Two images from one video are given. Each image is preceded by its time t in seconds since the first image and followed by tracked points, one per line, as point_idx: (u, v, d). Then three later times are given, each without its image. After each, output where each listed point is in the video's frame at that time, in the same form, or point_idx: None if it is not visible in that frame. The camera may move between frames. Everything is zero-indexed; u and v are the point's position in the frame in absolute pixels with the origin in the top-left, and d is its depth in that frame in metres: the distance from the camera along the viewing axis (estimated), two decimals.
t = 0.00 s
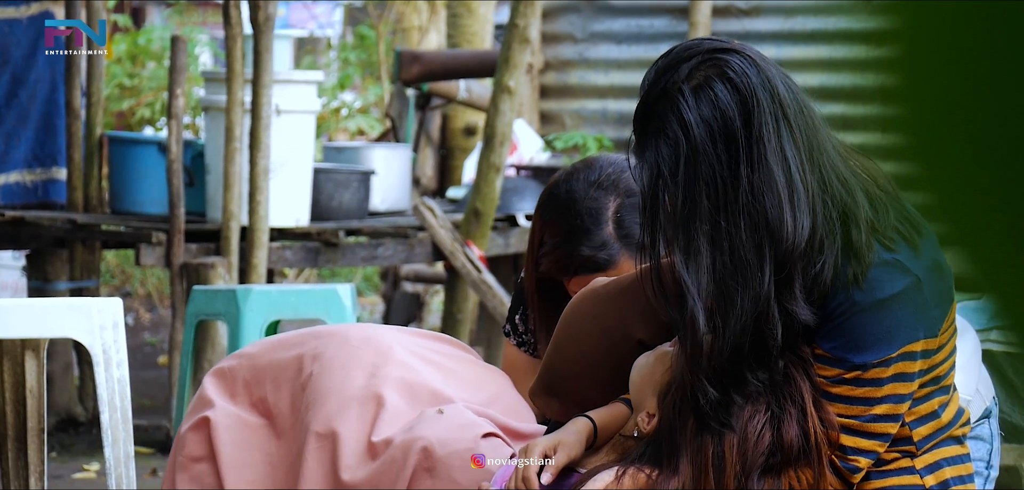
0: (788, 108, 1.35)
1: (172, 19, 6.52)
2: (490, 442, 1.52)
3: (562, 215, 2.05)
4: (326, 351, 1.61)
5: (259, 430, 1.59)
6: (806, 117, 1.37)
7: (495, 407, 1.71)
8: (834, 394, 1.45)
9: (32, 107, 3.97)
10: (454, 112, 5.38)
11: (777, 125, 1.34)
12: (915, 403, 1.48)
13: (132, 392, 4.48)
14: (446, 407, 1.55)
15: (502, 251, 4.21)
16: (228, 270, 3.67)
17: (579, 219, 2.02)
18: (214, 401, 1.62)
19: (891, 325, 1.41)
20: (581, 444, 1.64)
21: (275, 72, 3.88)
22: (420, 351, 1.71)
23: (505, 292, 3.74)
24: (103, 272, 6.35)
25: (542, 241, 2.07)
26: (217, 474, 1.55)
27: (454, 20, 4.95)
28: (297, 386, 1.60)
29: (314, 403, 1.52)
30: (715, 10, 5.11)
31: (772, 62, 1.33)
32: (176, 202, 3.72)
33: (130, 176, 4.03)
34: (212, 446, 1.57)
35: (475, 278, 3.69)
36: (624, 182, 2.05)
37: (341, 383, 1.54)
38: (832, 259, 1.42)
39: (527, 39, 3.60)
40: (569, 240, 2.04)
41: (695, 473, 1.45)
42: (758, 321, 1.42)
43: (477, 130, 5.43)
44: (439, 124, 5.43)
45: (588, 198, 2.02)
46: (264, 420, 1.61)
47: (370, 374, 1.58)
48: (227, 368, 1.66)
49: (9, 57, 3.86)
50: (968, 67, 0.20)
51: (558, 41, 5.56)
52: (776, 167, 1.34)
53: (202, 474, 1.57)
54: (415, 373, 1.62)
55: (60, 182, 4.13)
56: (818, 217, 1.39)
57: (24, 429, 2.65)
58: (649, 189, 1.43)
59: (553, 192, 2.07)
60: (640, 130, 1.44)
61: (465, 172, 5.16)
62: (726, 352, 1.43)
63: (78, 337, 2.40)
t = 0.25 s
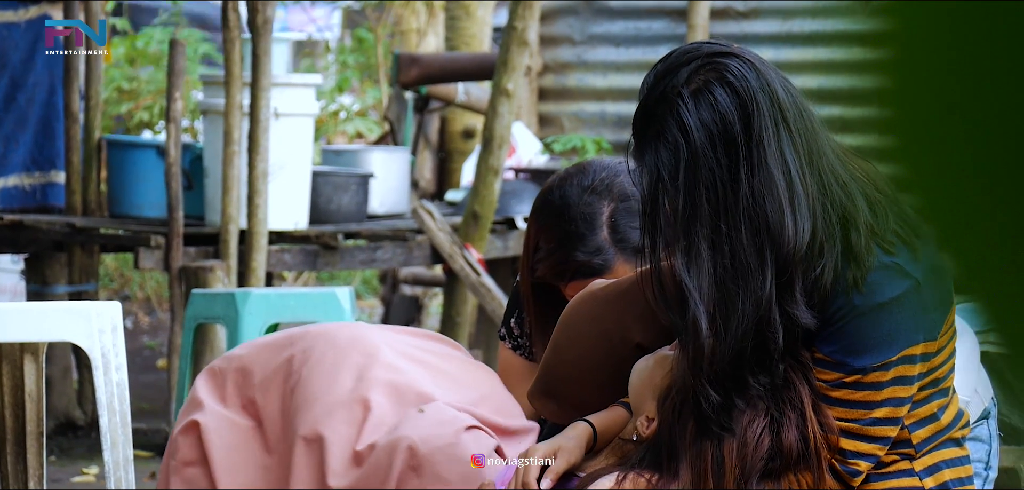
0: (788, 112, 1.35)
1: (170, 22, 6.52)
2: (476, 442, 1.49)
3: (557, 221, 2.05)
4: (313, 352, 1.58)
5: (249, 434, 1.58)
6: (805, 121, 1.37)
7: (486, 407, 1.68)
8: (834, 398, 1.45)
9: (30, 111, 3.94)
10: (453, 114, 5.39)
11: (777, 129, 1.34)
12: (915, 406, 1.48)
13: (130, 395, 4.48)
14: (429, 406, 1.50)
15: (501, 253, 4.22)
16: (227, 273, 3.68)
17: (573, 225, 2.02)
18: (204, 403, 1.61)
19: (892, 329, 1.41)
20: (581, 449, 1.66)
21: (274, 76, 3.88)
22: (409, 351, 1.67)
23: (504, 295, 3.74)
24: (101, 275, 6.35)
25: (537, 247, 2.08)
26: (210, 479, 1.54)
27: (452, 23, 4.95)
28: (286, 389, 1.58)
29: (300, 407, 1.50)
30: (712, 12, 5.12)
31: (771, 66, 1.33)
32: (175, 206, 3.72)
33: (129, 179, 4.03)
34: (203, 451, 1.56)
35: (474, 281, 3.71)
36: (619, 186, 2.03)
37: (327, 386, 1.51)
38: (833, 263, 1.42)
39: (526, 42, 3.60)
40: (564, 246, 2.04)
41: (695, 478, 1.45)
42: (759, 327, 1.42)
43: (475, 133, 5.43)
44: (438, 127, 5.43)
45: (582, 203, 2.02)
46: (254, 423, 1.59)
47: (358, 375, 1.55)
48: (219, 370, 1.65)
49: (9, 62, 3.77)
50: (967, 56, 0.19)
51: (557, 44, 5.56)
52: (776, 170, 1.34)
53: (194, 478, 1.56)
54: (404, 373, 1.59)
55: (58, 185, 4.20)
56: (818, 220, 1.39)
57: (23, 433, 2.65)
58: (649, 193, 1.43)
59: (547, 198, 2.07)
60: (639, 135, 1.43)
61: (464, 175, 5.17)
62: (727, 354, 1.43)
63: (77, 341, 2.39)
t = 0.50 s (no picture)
0: (784, 116, 1.35)
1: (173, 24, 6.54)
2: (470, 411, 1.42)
3: (555, 222, 2.05)
4: (290, 331, 1.49)
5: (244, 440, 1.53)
6: (802, 125, 1.37)
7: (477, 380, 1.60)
8: (836, 400, 1.44)
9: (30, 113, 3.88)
10: (455, 117, 5.40)
11: (774, 133, 1.34)
12: (916, 407, 1.47)
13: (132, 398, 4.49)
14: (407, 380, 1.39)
15: (503, 256, 4.22)
16: (229, 276, 3.68)
17: (571, 225, 2.02)
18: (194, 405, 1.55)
19: (893, 331, 1.40)
20: (585, 452, 1.66)
21: (276, 78, 3.88)
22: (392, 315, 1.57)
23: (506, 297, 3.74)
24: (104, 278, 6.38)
25: (536, 249, 2.08)
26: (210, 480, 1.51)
27: (454, 25, 4.95)
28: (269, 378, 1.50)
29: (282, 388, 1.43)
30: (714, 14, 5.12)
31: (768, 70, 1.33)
32: (177, 209, 3.72)
33: (131, 182, 4.02)
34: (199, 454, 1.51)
35: (476, 284, 3.69)
36: (617, 185, 2.00)
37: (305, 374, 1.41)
38: (832, 265, 1.41)
39: (527, 45, 3.60)
40: (563, 246, 2.04)
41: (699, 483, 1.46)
42: (759, 331, 1.42)
43: (477, 135, 5.44)
44: (439, 129, 5.45)
45: (580, 203, 2.00)
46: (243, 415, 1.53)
47: (338, 351, 1.45)
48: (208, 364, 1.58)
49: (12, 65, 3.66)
50: (966, 53, 0.19)
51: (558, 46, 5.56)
52: (774, 175, 1.34)
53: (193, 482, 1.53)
54: (387, 340, 1.45)
55: (60, 187, 4.23)
56: (817, 223, 1.39)
57: (26, 436, 2.66)
58: (648, 198, 1.42)
59: (544, 199, 2.06)
60: (636, 140, 1.43)
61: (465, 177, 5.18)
62: (727, 361, 1.42)
63: (80, 344, 2.38)
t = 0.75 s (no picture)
0: (787, 112, 1.36)
1: (175, 25, 6.53)
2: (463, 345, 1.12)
3: (558, 214, 2.05)
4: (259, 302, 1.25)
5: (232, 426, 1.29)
6: (805, 122, 1.38)
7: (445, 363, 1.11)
8: (840, 396, 1.43)
9: (34, 116, 3.85)
10: (457, 118, 5.39)
11: (776, 129, 1.35)
12: (920, 406, 1.47)
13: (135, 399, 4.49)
14: (374, 312, 1.08)
15: (506, 256, 4.22)
16: (232, 277, 3.68)
17: (574, 216, 2.02)
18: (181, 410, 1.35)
19: (898, 327, 1.40)
20: (588, 450, 1.66)
21: (278, 79, 3.87)
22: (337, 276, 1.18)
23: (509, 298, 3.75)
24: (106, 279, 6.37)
25: (540, 240, 2.08)
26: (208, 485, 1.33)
27: (456, 26, 4.94)
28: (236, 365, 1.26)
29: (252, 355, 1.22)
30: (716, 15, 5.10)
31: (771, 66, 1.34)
32: (179, 210, 3.72)
33: (134, 182, 4.03)
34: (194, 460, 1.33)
35: (478, 285, 3.70)
36: (619, 178, 2.01)
37: (273, 328, 1.21)
38: (836, 262, 1.41)
39: (530, 46, 3.59)
40: (567, 239, 2.04)
41: (702, 480, 1.45)
42: (760, 325, 1.42)
43: (479, 136, 5.44)
44: (442, 130, 5.44)
45: (582, 195, 2.01)
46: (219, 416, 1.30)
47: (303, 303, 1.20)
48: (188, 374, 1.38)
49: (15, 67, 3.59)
50: (973, 58, 0.20)
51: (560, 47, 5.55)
52: (776, 170, 1.35)
53: None
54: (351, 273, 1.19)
55: (62, 188, 4.21)
56: (819, 219, 1.39)
57: (28, 437, 2.65)
58: (650, 193, 1.42)
59: (549, 192, 2.07)
60: (639, 136, 1.43)
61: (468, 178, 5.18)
62: (728, 355, 1.42)
63: (82, 345, 2.39)
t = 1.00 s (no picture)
0: (800, 106, 1.36)
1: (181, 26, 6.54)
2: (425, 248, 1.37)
3: (569, 201, 2.04)
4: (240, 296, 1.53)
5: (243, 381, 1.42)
6: (817, 116, 1.38)
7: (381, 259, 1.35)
8: (851, 393, 1.42)
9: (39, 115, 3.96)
10: (463, 118, 5.39)
11: (789, 122, 1.35)
12: (928, 405, 1.46)
13: (141, 399, 4.50)
14: (338, 224, 1.36)
15: (512, 256, 4.22)
16: (238, 277, 3.68)
17: (586, 202, 2.01)
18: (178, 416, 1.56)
19: (909, 322, 1.39)
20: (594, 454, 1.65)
21: (284, 79, 3.87)
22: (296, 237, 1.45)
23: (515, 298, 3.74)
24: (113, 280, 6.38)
25: (550, 225, 2.06)
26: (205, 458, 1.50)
27: (461, 26, 4.94)
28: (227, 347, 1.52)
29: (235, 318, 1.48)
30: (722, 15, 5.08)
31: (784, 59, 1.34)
32: (186, 210, 3.72)
33: (140, 183, 4.04)
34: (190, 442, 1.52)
35: (485, 285, 3.70)
36: (630, 168, 2.04)
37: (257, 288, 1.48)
38: (846, 257, 1.41)
39: (535, 45, 3.59)
40: (576, 225, 2.02)
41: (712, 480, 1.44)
42: (770, 317, 1.41)
43: (485, 136, 5.43)
44: (448, 131, 5.43)
45: (593, 184, 2.02)
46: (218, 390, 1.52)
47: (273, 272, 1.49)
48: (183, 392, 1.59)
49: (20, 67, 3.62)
50: (983, 84, 0.23)
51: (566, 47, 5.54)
52: (788, 164, 1.35)
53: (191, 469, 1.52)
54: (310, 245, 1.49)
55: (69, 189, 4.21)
56: (830, 214, 1.39)
57: (35, 438, 2.65)
58: (661, 186, 1.42)
59: (562, 179, 2.07)
60: (651, 129, 1.43)
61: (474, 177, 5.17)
62: (740, 348, 1.41)
63: (89, 345, 2.39)
